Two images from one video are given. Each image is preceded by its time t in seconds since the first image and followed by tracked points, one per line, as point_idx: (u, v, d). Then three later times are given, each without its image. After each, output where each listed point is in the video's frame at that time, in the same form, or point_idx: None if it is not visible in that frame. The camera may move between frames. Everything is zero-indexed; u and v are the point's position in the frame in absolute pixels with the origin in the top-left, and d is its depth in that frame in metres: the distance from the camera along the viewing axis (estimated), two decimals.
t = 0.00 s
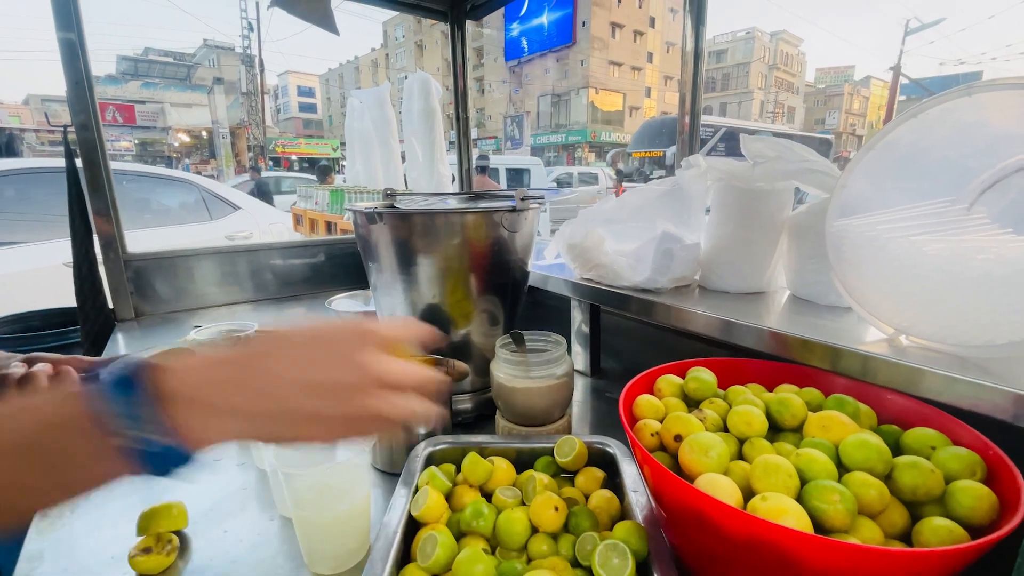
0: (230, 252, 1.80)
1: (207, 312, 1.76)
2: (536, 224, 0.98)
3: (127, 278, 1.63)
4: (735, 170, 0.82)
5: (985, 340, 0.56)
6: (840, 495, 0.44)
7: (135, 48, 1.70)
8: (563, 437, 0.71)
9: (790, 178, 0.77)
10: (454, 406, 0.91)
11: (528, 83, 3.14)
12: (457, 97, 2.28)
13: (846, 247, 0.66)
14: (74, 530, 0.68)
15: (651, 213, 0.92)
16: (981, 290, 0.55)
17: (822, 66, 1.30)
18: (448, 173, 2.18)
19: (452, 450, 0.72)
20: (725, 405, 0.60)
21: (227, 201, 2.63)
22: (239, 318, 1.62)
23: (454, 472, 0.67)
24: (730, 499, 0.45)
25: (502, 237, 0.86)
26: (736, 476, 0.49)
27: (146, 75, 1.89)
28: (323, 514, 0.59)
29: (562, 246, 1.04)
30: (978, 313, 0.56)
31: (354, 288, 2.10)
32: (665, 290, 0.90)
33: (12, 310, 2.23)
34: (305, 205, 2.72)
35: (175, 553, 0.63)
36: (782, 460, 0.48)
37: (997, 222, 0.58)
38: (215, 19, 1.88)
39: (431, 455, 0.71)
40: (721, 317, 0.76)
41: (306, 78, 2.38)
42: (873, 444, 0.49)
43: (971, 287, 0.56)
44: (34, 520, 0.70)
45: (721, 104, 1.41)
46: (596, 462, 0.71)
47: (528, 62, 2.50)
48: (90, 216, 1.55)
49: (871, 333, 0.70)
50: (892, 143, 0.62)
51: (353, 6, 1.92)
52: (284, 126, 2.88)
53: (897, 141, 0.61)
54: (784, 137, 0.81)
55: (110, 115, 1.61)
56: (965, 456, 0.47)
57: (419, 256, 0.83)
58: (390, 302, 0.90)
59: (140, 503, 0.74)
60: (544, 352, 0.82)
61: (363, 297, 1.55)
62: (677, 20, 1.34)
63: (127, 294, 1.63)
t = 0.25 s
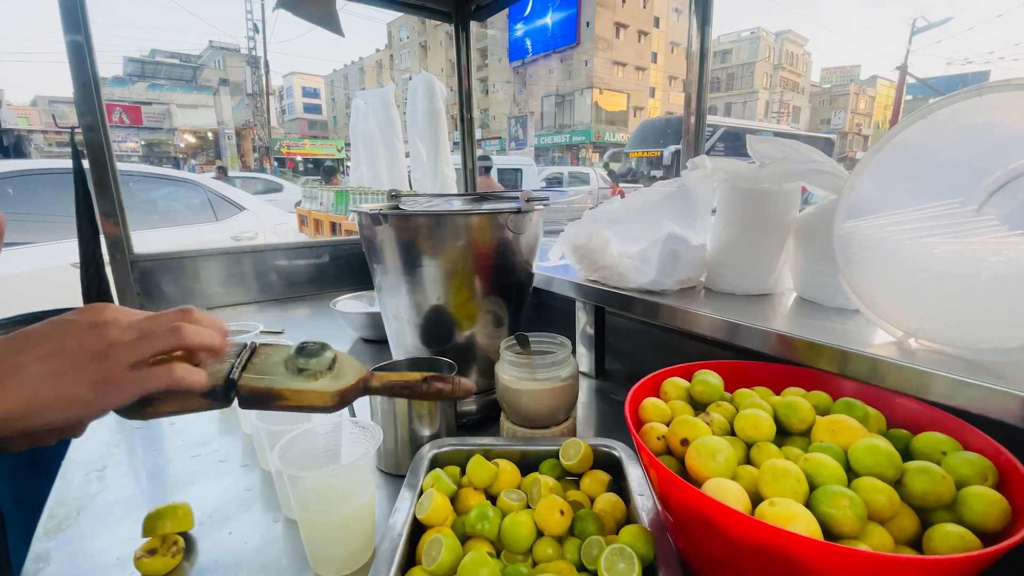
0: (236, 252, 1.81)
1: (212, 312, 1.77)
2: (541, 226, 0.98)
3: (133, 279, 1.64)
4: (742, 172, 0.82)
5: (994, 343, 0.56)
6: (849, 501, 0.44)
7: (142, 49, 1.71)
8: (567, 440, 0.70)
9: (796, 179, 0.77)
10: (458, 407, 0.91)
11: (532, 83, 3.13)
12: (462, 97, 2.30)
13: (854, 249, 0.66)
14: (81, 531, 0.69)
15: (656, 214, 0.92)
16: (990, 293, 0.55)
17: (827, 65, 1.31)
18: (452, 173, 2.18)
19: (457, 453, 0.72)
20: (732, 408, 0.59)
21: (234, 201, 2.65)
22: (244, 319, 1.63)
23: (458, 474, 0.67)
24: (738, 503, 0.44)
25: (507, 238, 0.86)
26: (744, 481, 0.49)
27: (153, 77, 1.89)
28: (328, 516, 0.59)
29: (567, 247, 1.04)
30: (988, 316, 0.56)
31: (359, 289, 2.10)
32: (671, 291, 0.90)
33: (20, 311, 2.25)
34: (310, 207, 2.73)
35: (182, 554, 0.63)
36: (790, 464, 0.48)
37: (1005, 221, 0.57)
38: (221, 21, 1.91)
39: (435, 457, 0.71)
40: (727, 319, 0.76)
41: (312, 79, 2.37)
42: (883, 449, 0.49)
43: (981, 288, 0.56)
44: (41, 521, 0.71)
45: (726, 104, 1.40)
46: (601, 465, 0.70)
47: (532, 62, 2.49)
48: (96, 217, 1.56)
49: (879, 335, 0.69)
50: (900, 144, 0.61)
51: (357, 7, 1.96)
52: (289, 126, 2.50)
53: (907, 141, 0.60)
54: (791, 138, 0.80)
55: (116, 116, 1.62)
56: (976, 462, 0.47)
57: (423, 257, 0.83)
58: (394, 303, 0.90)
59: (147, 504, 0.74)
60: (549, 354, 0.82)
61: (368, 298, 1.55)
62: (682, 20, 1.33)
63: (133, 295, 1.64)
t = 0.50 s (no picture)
0: (243, 253, 1.82)
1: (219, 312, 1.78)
2: (548, 226, 0.98)
3: (140, 280, 1.65)
4: (751, 172, 0.81)
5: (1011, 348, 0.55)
6: (866, 511, 0.42)
7: (151, 51, 1.72)
8: (575, 444, 0.69)
9: (807, 180, 0.76)
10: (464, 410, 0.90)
11: (538, 84, 3.12)
12: (468, 98, 2.27)
13: (868, 251, 0.65)
14: (87, 533, 0.69)
15: (664, 215, 0.91)
16: (1008, 295, 0.54)
17: (834, 66, 1.30)
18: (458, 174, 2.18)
19: (463, 456, 0.71)
20: (744, 414, 0.58)
21: (240, 202, 2.66)
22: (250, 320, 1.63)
23: (464, 478, 0.66)
24: (751, 512, 0.44)
25: (514, 240, 0.86)
26: (756, 489, 0.48)
27: (162, 79, 1.92)
28: (333, 520, 0.59)
29: (574, 248, 1.03)
30: (1011, 318, 0.55)
31: (365, 290, 2.10)
32: (679, 294, 0.89)
33: (29, 311, 2.27)
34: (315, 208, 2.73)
35: (187, 558, 0.62)
36: (805, 473, 0.47)
37: None
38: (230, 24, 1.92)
39: (441, 461, 0.70)
40: (737, 321, 0.75)
41: (318, 80, 2.34)
42: (900, 457, 0.48)
43: (997, 289, 0.55)
44: (47, 523, 0.71)
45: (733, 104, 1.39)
46: (610, 470, 0.70)
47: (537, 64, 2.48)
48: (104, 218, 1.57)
49: (893, 339, 0.68)
50: (915, 145, 0.60)
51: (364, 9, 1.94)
52: (297, 128, 2.55)
53: (921, 142, 0.59)
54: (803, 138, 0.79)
55: (125, 118, 1.63)
56: (997, 470, 0.46)
57: (429, 259, 0.83)
58: (400, 305, 0.90)
59: (153, 506, 0.74)
60: (556, 357, 0.81)
61: (374, 299, 1.55)
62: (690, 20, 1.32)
63: (141, 296, 1.66)
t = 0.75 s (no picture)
0: (252, 253, 1.82)
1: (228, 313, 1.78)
2: (562, 226, 0.96)
3: (149, 280, 1.65)
4: (774, 170, 0.79)
5: None
6: (912, 533, 0.40)
7: (160, 53, 1.77)
8: (591, 453, 0.68)
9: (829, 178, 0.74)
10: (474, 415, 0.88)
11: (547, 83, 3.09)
12: (476, 98, 2.40)
13: (898, 252, 0.63)
14: (90, 541, 0.68)
15: (681, 214, 0.89)
16: None
17: (845, 63, 1.23)
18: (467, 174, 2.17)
19: (474, 464, 0.70)
20: (771, 424, 0.56)
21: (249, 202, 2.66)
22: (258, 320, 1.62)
23: (475, 488, 0.65)
24: (785, 531, 0.42)
25: (525, 240, 0.84)
26: (790, 506, 0.46)
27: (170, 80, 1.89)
28: (339, 534, 0.58)
29: (586, 249, 1.01)
30: None
31: (373, 291, 2.09)
32: (697, 295, 0.86)
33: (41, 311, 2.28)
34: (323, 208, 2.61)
35: (190, 568, 0.62)
36: (843, 490, 0.45)
37: None
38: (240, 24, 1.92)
39: (452, 469, 0.69)
40: (755, 325, 0.72)
41: (327, 81, 2.24)
42: (943, 474, 0.46)
43: None
44: (50, 530, 0.70)
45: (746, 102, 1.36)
46: (627, 480, 0.68)
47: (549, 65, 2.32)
48: (113, 218, 1.58)
49: (925, 344, 0.65)
50: (950, 142, 0.58)
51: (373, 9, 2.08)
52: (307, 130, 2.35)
53: (956, 138, 0.57)
54: (826, 133, 0.78)
55: (138, 119, 1.70)
56: None
57: (439, 260, 0.81)
58: (409, 306, 0.88)
59: (157, 513, 0.74)
60: (570, 362, 0.80)
61: (382, 300, 1.54)
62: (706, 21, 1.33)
63: (149, 296, 1.66)
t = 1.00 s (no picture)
0: (257, 252, 1.81)
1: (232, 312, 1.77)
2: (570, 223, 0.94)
3: (152, 279, 1.64)
4: (793, 163, 0.76)
5: None
6: (957, 552, 0.38)
7: (169, 54, 1.81)
8: (602, 460, 0.65)
9: (854, 171, 0.72)
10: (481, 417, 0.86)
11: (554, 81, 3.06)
12: (482, 98, 2.43)
13: (927, 249, 0.60)
14: (82, 547, 0.67)
15: (696, 210, 0.87)
16: None
17: (854, 61, 1.17)
18: (473, 172, 2.16)
19: (479, 470, 0.67)
20: (797, 430, 0.54)
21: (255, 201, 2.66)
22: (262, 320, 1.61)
23: (481, 495, 0.63)
24: (819, 550, 0.39)
25: (533, 236, 0.82)
26: (821, 520, 0.44)
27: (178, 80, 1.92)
28: (336, 545, 0.56)
29: (597, 247, 0.99)
30: None
31: (378, 290, 2.08)
32: (712, 294, 0.84)
33: (46, 309, 2.28)
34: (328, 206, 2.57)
35: None
36: (880, 504, 0.43)
37: None
38: (248, 26, 1.93)
39: (456, 475, 0.66)
40: (772, 324, 0.70)
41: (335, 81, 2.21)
42: (987, 486, 0.43)
43: None
44: (41, 536, 0.69)
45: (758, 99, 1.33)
46: (640, 487, 0.65)
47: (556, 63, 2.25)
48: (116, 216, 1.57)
49: (959, 346, 0.62)
50: (983, 131, 0.55)
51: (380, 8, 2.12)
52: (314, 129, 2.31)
53: (987, 128, 0.54)
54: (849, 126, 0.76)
55: (147, 119, 1.76)
56: None
57: (445, 257, 0.79)
58: (414, 305, 0.86)
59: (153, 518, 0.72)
60: (579, 363, 0.77)
61: (387, 300, 1.52)
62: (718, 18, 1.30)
63: (152, 294, 1.65)
